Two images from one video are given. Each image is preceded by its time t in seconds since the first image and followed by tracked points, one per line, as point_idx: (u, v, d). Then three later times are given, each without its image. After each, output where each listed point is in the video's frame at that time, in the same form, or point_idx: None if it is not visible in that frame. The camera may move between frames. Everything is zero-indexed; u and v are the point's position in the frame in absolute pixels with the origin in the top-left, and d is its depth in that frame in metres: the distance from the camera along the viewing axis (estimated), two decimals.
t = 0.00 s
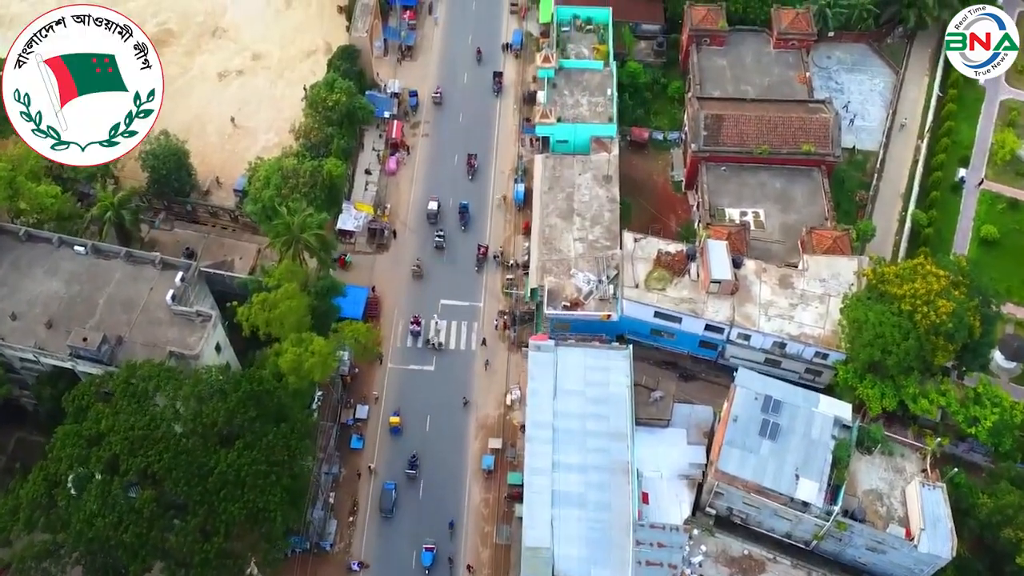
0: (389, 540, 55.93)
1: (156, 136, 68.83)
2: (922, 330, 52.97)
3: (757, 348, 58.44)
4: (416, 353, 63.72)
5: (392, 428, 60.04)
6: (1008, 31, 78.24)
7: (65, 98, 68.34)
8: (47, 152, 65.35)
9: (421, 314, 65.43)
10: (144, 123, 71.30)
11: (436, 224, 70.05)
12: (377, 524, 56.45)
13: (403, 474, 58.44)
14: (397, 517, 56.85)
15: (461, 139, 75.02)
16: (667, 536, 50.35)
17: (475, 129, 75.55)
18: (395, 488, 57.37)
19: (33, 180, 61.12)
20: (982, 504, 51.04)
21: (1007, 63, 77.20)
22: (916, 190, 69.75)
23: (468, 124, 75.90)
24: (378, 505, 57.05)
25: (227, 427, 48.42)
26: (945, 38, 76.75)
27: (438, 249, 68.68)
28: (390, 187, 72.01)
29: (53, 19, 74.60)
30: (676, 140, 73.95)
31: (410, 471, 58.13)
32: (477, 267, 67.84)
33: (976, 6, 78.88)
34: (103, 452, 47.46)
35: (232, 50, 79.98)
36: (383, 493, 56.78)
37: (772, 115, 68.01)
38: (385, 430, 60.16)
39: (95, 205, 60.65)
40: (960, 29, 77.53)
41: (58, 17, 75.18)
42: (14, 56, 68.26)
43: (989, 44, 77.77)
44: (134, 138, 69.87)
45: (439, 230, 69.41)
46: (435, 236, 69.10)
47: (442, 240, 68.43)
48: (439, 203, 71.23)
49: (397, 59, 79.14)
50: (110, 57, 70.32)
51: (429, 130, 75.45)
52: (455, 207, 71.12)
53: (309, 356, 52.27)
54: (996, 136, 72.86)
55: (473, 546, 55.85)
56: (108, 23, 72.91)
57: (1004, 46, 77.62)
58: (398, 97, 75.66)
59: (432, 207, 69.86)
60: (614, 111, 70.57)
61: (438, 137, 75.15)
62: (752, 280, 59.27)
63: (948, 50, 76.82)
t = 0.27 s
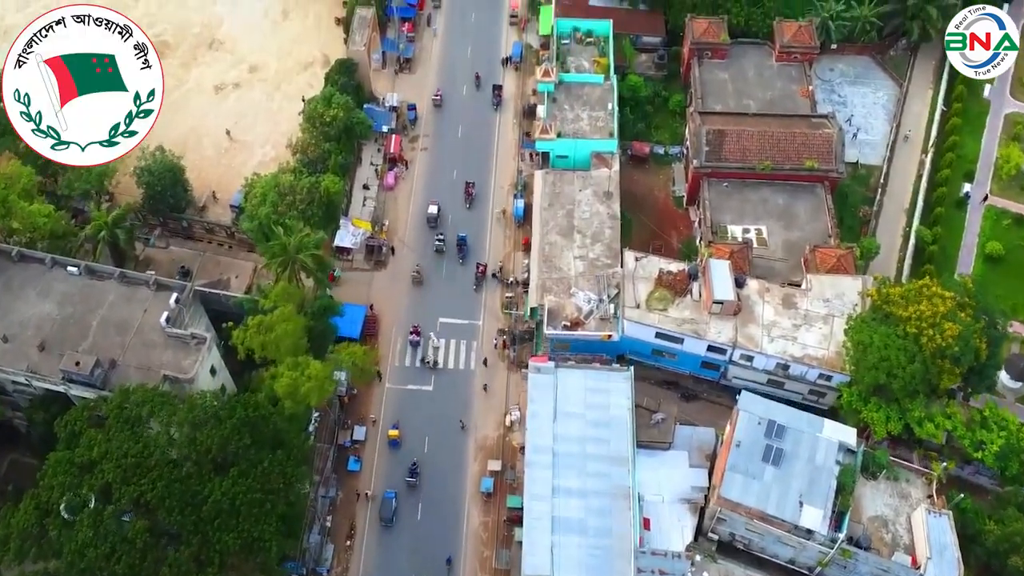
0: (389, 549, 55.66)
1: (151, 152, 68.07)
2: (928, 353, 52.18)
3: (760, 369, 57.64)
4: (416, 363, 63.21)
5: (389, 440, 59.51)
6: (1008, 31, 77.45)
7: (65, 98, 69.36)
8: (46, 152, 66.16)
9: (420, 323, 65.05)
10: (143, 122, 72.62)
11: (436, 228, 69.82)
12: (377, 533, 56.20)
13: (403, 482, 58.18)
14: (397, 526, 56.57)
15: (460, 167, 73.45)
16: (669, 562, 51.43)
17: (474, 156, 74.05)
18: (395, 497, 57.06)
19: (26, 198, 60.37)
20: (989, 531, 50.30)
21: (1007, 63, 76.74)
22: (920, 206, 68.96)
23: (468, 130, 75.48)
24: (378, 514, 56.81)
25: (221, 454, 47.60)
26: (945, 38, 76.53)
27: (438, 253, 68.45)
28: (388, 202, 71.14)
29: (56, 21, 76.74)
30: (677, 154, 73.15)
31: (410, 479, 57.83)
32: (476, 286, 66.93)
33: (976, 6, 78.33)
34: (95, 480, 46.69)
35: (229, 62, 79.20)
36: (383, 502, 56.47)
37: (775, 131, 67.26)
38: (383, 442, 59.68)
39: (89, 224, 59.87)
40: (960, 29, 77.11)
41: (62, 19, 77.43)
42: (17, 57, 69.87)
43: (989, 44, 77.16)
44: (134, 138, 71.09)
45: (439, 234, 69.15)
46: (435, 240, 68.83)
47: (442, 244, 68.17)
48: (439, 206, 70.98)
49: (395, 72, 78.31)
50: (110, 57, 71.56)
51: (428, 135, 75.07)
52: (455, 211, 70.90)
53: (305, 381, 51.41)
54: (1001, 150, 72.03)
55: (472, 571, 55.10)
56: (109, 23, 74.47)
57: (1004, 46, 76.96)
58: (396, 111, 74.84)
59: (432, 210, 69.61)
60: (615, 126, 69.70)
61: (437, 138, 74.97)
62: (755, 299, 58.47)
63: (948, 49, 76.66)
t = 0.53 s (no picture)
0: (390, 561, 55.37)
1: (146, 170, 67.20)
2: (935, 381, 51.24)
3: (763, 394, 56.74)
4: (415, 374, 62.79)
5: (388, 458, 58.85)
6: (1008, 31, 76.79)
7: (65, 98, 70.65)
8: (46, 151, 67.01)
9: (418, 335, 64.62)
10: (143, 123, 73.40)
11: (436, 233, 69.67)
12: (377, 546, 55.84)
13: (404, 493, 57.84)
14: (397, 537, 56.24)
15: (458, 197, 71.98)
16: None
17: (472, 184, 72.61)
18: (395, 509, 56.76)
19: (18, 221, 59.50)
20: (997, 562, 49.51)
21: (1007, 63, 76.08)
22: (925, 224, 68.12)
23: (468, 141, 74.86)
24: (378, 525, 56.46)
25: (214, 487, 46.67)
26: (945, 38, 75.47)
27: (438, 258, 68.30)
28: (385, 220, 70.20)
29: (57, 21, 78.06)
30: (679, 171, 72.25)
31: (410, 490, 57.52)
32: (474, 307, 65.95)
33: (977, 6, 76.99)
34: (86, 514, 45.83)
35: (225, 77, 78.35)
36: (383, 514, 56.15)
37: (778, 149, 66.31)
38: (381, 459, 59.09)
39: (82, 246, 58.91)
40: (960, 29, 75.77)
41: (62, 18, 78.42)
42: (17, 58, 72.28)
43: (989, 44, 76.46)
44: (133, 138, 72.16)
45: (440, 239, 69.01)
46: (435, 244, 68.73)
47: (442, 249, 68.03)
48: (439, 211, 70.81)
49: (393, 87, 77.41)
50: (110, 56, 72.39)
51: (426, 145, 74.50)
52: (455, 216, 70.74)
53: (301, 410, 50.50)
54: (1007, 167, 71.07)
55: None
56: (108, 24, 75.31)
57: (1004, 46, 76.25)
58: (394, 127, 73.92)
59: (432, 215, 69.46)
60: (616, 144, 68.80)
61: (437, 142, 74.78)
62: (758, 323, 57.55)
63: (948, 50, 75.65)
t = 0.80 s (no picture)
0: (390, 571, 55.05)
1: (142, 185, 66.47)
2: (940, 403, 50.54)
3: (766, 415, 56.03)
4: (414, 382, 62.53)
5: (387, 471, 58.39)
6: (1007, 31, 76.05)
7: (65, 98, 71.67)
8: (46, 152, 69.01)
9: (417, 343, 64.36)
10: (144, 122, 74.07)
11: (436, 236, 69.63)
12: (377, 556, 55.52)
13: (404, 502, 57.58)
14: (397, 548, 55.92)
15: (456, 221, 70.70)
16: None
17: (470, 206, 71.48)
18: (396, 519, 56.48)
19: (11, 238, 58.79)
20: None
21: (1007, 63, 75.42)
22: (929, 239, 67.42)
23: (468, 150, 74.37)
24: (378, 536, 56.14)
25: (209, 514, 46.00)
26: (945, 38, 74.35)
27: (438, 261, 68.32)
28: (383, 235, 69.52)
29: (57, 21, 78.76)
30: (680, 185, 71.53)
31: (412, 497, 57.36)
32: (473, 324, 65.18)
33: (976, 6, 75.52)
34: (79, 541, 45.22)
35: (222, 89, 77.62)
36: (383, 524, 55.87)
37: (780, 163, 65.61)
38: (380, 472, 58.62)
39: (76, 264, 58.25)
40: (960, 29, 74.58)
41: (62, 18, 79.20)
42: (18, 58, 74.04)
43: (989, 44, 75.70)
44: (134, 138, 73.09)
45: (440, 242, 69.00)
46: (435, 247, 68.77)
47: (443, 252, 68.06)
48: (440, 215, 70.75)
49: (391, 99, 76.67)
50: (110, 57, 73.34)
51: (425, 153, 74.04)
52: (454, 219, 70.69)
53: (298, 433, 49.79)
54: (1012, 181, 70.37)
55: None
56: (108, 23, 76.32)
57: (1004, 46, 75.64)
58: (393, 140, 73.24)
59: (432, 218, 69.42)
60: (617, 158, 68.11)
61: (436, 145, 74.59)
62: (761, 342, 56.85)
63: (948, 50, 74.69)
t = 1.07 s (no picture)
0: None
1: (137, 203, 65.64)
2: (947, 430, 49.71)
3: (769, 439, 55.21)
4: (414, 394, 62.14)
5: (387, 487, 57.84)
6: (1008, 31, 74.35)
7: (65, 98, 72.96)
8: (47, 152, 71.13)
9: (417, 353, 63.99)
10: (144, 122, 74.71)
11: (436, 241, 69.48)
12: (377, 569, 55.17)
13: (405, 513, 57.21)
14: (397, 561, 55.55)
15: (454, 252, 69.03)
16: None
17: (468, 231, 70.19)
18: (396, 531, 56.12)
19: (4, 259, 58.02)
20: None
21: (1007, 63, 73.89)
22: (934, 257, 66.58)
23: (469, 159, 73.83)
24: (377, 548, 55.80)
25: (203, 546, 45.16)
26: (945, 38, 72.91)
27: (438, 265, 68.21)
28: (381, 252, 68.72)
29: (57, 19, 79.68)
30: (682, 201, 70.72)
31: (413, 507, 57.09)
32: (472, 344, 64.35)
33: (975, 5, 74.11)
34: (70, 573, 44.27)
35: (218, 102, 76.79)
36: (383, 536, 55.56)
37: (783, 181, 64.75)
38: (379, 487, 58.07)
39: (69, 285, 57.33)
40: (960, 29, 73.15)
41: (62, 16, 80.19)
42: (18, 58, 75.95)
43: (989, 44, 74.05)
44: (133, 138, 73.85)
45: (440, 246, 68.87)
46: (436, 251, 68.61)
47: (444, 256, 67.99)
48: (440, 219, 70.62)
49: (390, 113, 75.86)
50: (110, 57, 74.36)
51: (424, 164, 73.43)
52: (455, 224, 70.49)
53: (293, 461, 48.87)
54: (1017, 198, 69.50)
55: None
56: (108, 23, 77.29)
57: (1004, 46, 74.01)
58: (391, 155, 72.44)
59: (432, 223, 69.26)
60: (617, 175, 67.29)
61: (436, 152, 74.22)
62: (764, 365, 56.00)
63: (949, 50, 73.12)
